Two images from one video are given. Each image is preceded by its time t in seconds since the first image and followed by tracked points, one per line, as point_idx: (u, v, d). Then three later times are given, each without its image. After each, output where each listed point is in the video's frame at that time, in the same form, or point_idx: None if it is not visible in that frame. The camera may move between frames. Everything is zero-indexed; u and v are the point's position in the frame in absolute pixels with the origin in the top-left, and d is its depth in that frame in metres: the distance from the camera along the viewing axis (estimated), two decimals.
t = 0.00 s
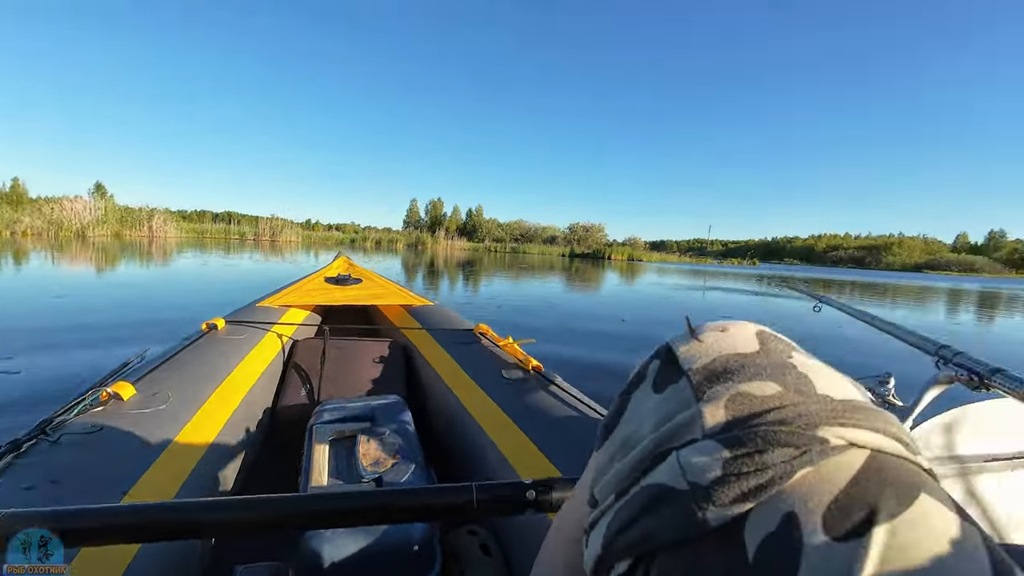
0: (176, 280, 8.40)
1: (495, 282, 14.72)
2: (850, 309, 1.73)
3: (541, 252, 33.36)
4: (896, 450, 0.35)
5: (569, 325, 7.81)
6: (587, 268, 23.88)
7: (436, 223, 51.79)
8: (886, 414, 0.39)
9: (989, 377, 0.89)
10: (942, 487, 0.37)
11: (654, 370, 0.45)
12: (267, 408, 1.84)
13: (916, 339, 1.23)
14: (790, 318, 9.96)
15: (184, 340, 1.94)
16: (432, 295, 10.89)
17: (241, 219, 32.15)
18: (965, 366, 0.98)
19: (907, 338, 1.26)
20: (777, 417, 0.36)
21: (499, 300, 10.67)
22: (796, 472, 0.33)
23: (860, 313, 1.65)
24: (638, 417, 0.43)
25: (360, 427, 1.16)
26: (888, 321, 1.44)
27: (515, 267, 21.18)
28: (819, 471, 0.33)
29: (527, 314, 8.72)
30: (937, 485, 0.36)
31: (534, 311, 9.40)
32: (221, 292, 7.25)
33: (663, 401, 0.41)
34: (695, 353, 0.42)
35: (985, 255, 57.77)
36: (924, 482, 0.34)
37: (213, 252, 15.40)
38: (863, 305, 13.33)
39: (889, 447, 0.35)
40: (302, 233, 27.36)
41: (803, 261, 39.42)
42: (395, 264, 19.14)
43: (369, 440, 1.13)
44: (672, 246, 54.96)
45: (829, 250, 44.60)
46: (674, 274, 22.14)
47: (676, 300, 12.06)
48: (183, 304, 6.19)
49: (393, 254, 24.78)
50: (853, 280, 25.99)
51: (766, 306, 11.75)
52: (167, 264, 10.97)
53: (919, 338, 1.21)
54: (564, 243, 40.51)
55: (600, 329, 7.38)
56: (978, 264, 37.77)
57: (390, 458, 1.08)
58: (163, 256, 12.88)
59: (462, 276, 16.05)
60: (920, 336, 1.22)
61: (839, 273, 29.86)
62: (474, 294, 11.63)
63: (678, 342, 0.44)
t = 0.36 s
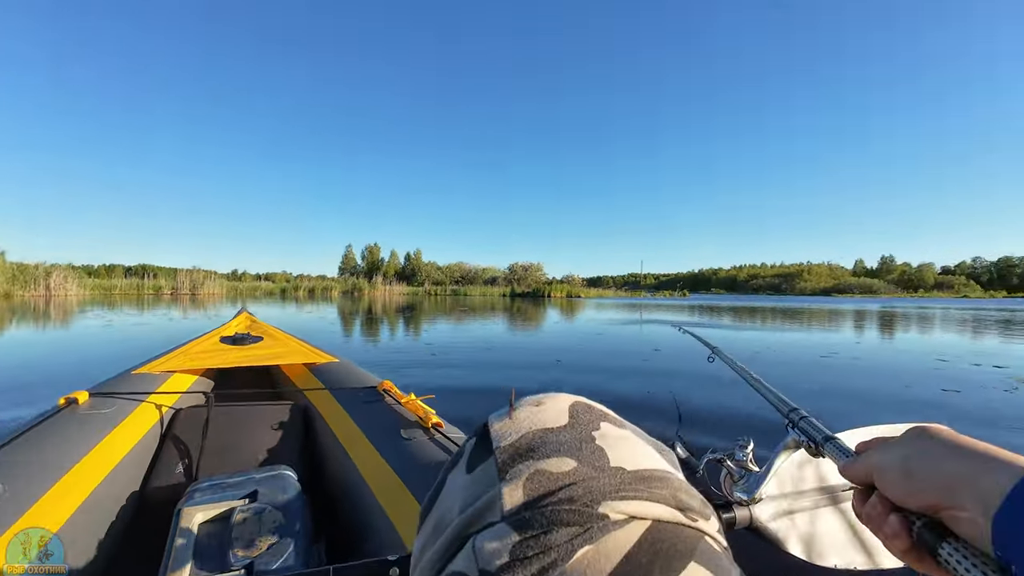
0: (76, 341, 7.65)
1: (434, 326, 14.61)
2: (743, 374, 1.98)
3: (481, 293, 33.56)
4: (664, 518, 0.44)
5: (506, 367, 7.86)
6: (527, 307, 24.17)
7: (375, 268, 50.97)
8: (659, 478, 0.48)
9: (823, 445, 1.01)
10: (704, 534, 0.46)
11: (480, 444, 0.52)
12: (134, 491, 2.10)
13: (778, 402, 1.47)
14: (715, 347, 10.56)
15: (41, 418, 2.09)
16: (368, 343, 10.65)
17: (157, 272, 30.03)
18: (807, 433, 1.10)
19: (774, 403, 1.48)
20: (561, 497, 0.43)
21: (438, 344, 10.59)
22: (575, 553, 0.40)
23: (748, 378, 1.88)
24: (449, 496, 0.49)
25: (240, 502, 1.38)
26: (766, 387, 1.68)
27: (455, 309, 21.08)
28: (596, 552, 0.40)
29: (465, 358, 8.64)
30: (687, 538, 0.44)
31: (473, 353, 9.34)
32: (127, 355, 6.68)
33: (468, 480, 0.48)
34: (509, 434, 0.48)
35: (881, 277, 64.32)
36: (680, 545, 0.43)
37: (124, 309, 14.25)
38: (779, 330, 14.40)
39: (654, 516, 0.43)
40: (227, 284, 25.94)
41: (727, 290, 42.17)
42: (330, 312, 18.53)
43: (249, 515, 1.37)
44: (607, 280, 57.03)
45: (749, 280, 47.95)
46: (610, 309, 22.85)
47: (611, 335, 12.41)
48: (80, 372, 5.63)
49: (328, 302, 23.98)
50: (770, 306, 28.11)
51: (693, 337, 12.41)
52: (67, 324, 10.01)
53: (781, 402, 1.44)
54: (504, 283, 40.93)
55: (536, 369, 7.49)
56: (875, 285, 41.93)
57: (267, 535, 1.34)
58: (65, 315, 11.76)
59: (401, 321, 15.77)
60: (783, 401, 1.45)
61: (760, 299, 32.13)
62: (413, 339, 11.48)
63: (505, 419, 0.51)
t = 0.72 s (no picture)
0: None
1: (373, 362, 14.19)
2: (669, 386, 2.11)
3: (422, 326, 33.05)
4: (543, 541, 0.63)
5: (447, 400, 7.77)
6: (469, 338, 23.96)
7: (309, 306, 49.03)
8: (542, 505, 0.67)
9: (736, 448, 1.09)
10: (587, 552, 0.66)
11: (363, 485, 0.70)
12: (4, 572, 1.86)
13: (695, 409, 1.60)
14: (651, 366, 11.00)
15: None
16: (301, 385, 10.17)
17: (56, 320, 27.13)
18: (721, 437, 1.19)
19: (692, 411, 1.60)
20: (441, 533, 0.61)
21: (376, 381, 10.30)
22: None
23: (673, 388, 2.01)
24: (340, 533, 0.67)
25: None
26: (687, 395, 1.81)
27: (395, 344, 20.52)
28: (475, 575, 0.57)
29: (404, 395, 8.42)
30: (566, 554, 0.64)
31: (413, 389, 9.12)
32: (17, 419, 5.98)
33: (355, 520, 0.66)
34: (386, 479, 0.67)
35: (795, 293, 69.86)
36: (555, 561, 0.63)
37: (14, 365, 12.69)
38: (709, 347, 15.22)
39: (535, 541, 0.62)
40: (141, 331, 23.87)
41: (661, 311, 44.16)
42: (261, 354, 17.53)
43: None
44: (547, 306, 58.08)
45: (681, 300, 50.44)
46: (553, 335, 23.12)
47: (552, 361, 12.56)
48: None
49: (257, 343, 22.68)
50: (701, 324, 29.67)
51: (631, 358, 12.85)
52: None
53: (698, 408, 1.56)
54: (445, 315, 40.47)
55: (477, 404, 7.43)
56: (791, 300, 45.45)
57: None
58: None
59: (338, 359, 15.15)
60: (699, 407, 1.58)
61: (691, 318, 33.87)
62: (350, 377, 11.09)
63: (381, 463, 0.70)
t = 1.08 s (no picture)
0: None
1: (333, 384, 13.77)
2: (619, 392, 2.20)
3: (383, 346, 32.39)
4: (480, 562, 0.70)
5: (409, 420, 7.63)
6: (433, 355, 23.67)
7: (265, 328, 47.31)
8: (482, 528, 0.74)
9: (663, 448, 1.15)
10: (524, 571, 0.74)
11: (311, 518, 0.76)
12: None
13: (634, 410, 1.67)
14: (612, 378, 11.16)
15: None
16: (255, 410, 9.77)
17: None
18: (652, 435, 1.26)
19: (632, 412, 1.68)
20: (382, 559, 0.66)
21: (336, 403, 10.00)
22: None
23: (621, 394, 2.09)
24: (286, 566, 0.72)
25: None
26: (631, 398, 1.89)
27: (357, 365, 20.03)
28: None
29: (365, 416, 8.22)
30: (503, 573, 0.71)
31: (374, 410, 8.92)
32: None
33: (300, 555, 0.72)
34: (332, 511, 0.73)
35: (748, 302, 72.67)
36: None
37: None
38: (669, 357, 15.58)
39: (472, 563, 0.69)
40: (78, 360, 22.33)
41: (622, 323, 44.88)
42: (212, 380, 16.71)
43: None
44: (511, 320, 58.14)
45: (642, 312, 51.50)
46: (518, 350, 23.12)
47: (516, 376, 12.56)
48: None
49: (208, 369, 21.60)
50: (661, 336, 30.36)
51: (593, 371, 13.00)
52: None
53: (637, 408, 1.64)
54: (408, 334, 39.82)
55: (440, 422, 7.34)
56: (744, 309, 47.21)
57: None
58: None
59: (296, 383, 14.66)
60: (637, 407, 1.66)
61: (651, 330, 34.67)
62: (307, 401, 10.71)
63: (327, 496, 0.76)
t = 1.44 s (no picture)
0: None
1: (302, 399, 13.39)
2: (607, 398, 2.21)
3: (354, 360, 31.74)
4: (505, 535, 0.73)
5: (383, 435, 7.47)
6: (406, 368, 23.40)
7: (229, 343, 45.73)
8: (502, 503, 0.77)
9: (659, 450, 1.17)
10: (541, 543, 0.78)
11: (326, 499, 0.75)
12: None
13: (626, 417, 1.70)
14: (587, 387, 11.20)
15: None
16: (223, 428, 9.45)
17: None
18: (648, 439, 1.27)
19: (623, 418, 1.70)
20: (410, 534, 0.67)
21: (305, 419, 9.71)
22: None
23: (609, 400, 2.10)
24: (305, 548, 0.72)
25: None
26: (621, 406, 1.90)
27: (327, 379, 19.63)
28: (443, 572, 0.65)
29: (339, 430, 8.05)
30: (524, 546, 0.75)
31: (348, 423, 8.76)
32: None
33: (319, 537, 0.71)
34: (352, 491, 0.72)
35: (715, 310, 74.50)
36: (517, 552, 0.73)
37: None
38: (641, 365, 15.77)
39: (496, 537, 0.72)
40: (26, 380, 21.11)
41: (594, 333, 45.27)
42: (173, 398, 16.01)
43: None
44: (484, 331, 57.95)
45: (614, 322, 52.14)
46: (491, 361, 23.07)
47: (491, 387, 12.53)
48: None
49: (168, 386, 20.68)
50: (632, 345, 30.71)
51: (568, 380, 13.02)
52: None
53: (629, 413, 1.65)
54: (379, 347, 39.21)
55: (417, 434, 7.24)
56: (712, 317, 48.37)
57: None
58: None
59: (264, 399, 14.26)
60: (629, 412, 1.67)
61: (623, 339, 35.09)
62: (275, 417, 10.37)
63: (344, 478, 0.75)
